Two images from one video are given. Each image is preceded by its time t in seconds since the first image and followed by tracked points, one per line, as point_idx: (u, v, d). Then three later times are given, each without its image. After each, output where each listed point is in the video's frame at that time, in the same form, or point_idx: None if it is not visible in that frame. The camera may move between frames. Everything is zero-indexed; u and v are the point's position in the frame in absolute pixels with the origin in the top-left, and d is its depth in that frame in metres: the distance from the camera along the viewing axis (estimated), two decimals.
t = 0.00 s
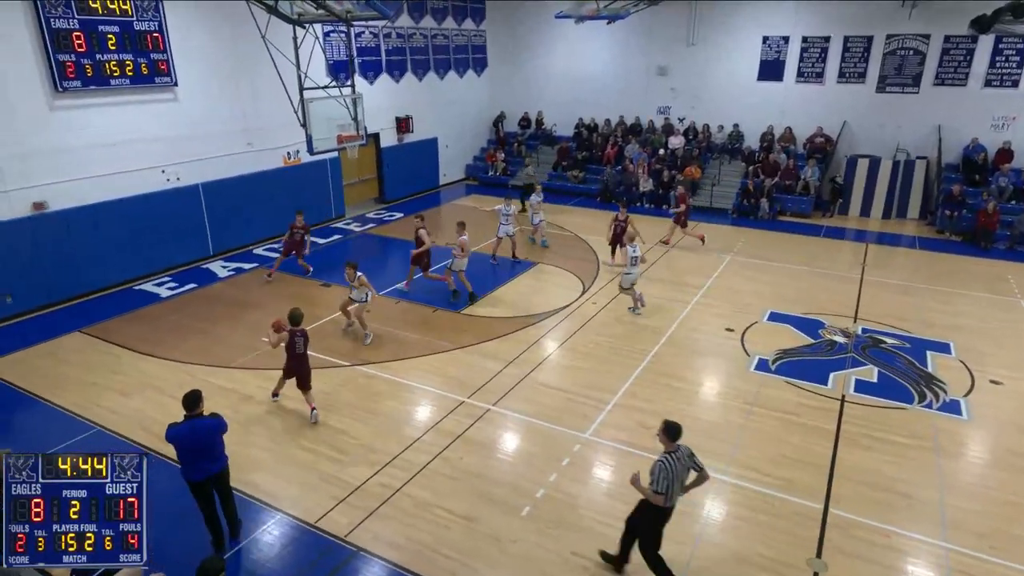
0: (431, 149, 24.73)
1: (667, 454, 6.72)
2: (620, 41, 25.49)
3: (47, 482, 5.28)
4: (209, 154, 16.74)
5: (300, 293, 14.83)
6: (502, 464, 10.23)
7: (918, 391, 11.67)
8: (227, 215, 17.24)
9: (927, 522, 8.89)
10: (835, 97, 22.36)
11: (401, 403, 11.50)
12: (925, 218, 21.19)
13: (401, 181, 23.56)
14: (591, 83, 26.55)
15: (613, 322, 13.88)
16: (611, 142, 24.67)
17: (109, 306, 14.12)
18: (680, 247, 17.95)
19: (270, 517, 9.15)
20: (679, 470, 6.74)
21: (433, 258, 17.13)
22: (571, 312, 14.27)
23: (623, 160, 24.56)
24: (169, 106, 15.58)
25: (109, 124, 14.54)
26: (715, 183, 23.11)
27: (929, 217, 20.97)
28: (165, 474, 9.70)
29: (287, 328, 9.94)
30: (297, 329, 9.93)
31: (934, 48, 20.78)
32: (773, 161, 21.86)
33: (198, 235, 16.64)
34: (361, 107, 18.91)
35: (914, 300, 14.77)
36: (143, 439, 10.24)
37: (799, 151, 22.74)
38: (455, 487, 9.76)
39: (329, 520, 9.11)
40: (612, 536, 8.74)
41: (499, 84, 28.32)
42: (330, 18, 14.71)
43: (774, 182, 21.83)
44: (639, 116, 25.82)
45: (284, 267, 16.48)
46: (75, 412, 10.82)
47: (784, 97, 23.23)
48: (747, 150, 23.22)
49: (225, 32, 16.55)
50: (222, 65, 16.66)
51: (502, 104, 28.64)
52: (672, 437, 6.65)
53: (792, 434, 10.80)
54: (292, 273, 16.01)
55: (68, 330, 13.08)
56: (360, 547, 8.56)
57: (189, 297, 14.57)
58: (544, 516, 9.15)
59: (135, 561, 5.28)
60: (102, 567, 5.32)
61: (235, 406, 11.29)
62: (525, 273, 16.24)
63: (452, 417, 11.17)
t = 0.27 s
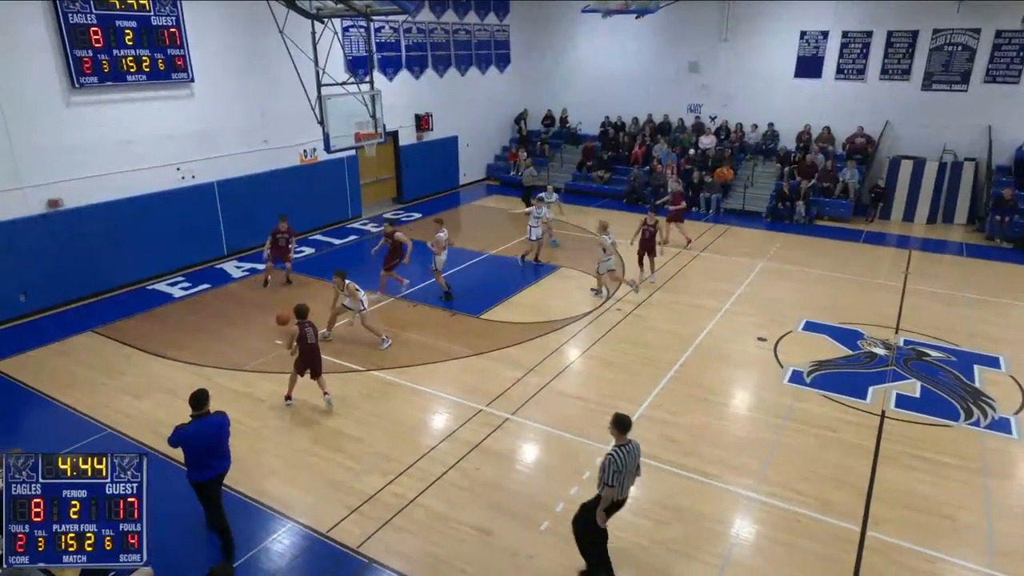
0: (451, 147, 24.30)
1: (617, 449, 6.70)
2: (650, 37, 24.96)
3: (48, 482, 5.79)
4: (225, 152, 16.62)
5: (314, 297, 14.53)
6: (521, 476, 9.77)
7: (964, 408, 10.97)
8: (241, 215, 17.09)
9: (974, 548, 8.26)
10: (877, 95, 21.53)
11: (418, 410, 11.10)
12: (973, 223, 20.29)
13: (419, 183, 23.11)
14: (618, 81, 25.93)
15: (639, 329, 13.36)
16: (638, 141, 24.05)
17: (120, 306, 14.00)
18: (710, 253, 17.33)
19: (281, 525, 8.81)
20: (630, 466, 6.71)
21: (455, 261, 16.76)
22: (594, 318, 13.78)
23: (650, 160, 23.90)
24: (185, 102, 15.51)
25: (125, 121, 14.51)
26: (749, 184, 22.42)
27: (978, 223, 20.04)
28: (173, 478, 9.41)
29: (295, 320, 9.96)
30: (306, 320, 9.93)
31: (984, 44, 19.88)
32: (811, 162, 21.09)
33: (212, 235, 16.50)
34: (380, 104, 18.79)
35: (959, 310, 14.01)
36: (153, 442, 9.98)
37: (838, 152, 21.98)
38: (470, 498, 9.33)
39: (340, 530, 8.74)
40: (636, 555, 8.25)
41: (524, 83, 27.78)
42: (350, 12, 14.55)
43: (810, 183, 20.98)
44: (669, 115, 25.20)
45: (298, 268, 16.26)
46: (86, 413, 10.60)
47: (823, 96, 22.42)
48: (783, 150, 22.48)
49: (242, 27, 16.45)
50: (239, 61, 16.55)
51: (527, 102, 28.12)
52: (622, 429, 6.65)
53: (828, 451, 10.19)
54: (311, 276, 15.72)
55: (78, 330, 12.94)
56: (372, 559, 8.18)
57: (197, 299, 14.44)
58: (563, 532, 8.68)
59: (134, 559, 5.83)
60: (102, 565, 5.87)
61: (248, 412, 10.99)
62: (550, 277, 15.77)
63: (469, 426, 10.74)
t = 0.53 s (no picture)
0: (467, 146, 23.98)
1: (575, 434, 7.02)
2: (670, 34, 24.52)
3: (48, 483, 5.85)
4: (235, 150, 16.49)
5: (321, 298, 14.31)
6: (534, 484, 9.44)
7: (999, 420, 10.48)
8: (251, 215, 16.95)
9: (1010, 568, 7.82)
10: (908, 92, 20.94)
11: (428, 416, 10.80)
12: (1009, 227, 19.65)
13: (432, 183, 22.75)
14: (637, 79, 25.48)
15: (658, 334, 12.98)
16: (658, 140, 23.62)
17: (127, 306, 13.88)
18: (731, 256, 16.88)
19: (288, 532, 8.55)
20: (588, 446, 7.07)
21: (471, 263, 16.47)
22: (611, 323, 13.43)
23: (671, 160, 23.55)
24: (195, 99, 15.42)
25: (135, 119, 14.47)
26: (773, 185, 21.93)
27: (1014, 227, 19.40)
28: (177, 481, 9.17)
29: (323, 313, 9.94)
30: (334, 314, 9.93)
31: (1020, 40, 19.26)
32: (837, 163, 20.55)
33: (221, 234, 16.36)
34: (393, 102, 18.33)
35: (994, 318, 13.49)
36: (158, 446, 9.76)
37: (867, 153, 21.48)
38: (481, 507, 9.01)
39: (347, 538, 8.45)
40: (652, 569, 7.89)
41: (541, 81, 27.40)
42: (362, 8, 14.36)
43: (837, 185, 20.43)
44: (690, 114, 24.74)
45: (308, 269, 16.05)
46: (91, 414, 10.40)
47: (851, 95, 21.87)
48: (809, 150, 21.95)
49: (253, 24, 16.35)
50: (250, 57, 16.43)
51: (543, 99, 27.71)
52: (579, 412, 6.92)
53: (854, 464, 9.76)
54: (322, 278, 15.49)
55: (83, 331, 12.81)
56: (380, 569, 7.89)
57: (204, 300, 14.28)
58: (577, 544, 8.33)
59: (134, 559, 5.90)
60: (102, 564, 5.94)
61: (255, 416, 10.75)
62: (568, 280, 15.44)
63: (481, 433, 10.41)
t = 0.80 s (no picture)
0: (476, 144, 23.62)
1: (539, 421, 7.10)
2: (687, 28, 24.08)
3: (48, 482, 5.80)
4: (240, 148, 16.27)
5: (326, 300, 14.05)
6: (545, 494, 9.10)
7: None
8: (255, 214, 16.71)
9: None
10: (936, 89, 20.41)
11: (435, 422, 10.48)
12: None
13: (440, 183, 22.38)
14: (654, 75, 25.02)
15: (673, 339, 12.61)
16: (674, 138, 23.16)
17: (128, 308, 13.67)
18: (748, 259, 16.46)
19: (291, 540, 8.25)
20: (551, 437, 7.15)
21: (480, 264, 16.16)
22: (624, 327, 13.07)
23: (688, 158, 23.14)
24: (199, 95, 15.22)
25: (139, 115, 14.29)
26: (794, 185, 21.44)
27: None
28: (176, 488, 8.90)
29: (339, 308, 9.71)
30: (350, 309, 9.68)
31: None
32: (860, 163, 20.05)
33: (225, 234, 16.13)
34: (401, 98, 18.25)
35: None
36: (157, 450, 9.49)
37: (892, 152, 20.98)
38: (489, 516, 8.68)
39: (351, 547, 8.14)
40: None
41: (553, 78, 26.97)
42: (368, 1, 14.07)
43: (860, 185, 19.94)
44: (708, 111, 24.28)
45: (313, 270, 15.80)
46: (90, 417, 10.16)
47: (875, 91, 21.36)
48: (831, 149, 21.44)
49: (259, 18, 16.13)
50: (255, 53, 16.21)
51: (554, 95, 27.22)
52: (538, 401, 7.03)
53: (877, 475, 9.36)
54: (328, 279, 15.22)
55: (83, 332, 12.60)
56: None
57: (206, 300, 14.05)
58: (588, 556, 7.97)
59: (135, 560, 5.88)
60: (103, 565, 5.90)
61: (258, 422, 10.46)
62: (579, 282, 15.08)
63: (489, 440, 10.07)
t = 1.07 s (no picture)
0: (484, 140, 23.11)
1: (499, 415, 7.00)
2: (703, 22, 23.55)
3: (48, 482, 5.58)
4: (239, 144, 15.97)
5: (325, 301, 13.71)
6: (552, 503, 8.73)
7: None
8: (255, 213, 16.43)
9: None
10: (962, 83, 19.83)
11: (439, 427, 10.11)
12: None
13: (443, 180, 21.86)
14: (668, 70, 24.49)
15: (686, 343, 12.21)
16: (688, 134, 22.59)
17: (123, 308, 13.42)
18: (763, 260, 16.03)
19: (288, 549, 7.93)
20: (511, 429, 7.07)
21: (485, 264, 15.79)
22: (635, 330, 12.68)
23: (701, 155, 22.50)
24: (197, 89, 14.95)
25: (135, 110, 14.06)
26: (813, 183, 20.87)
27: None
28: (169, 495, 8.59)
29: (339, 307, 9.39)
30: (350, 309, 9.36)
31: None
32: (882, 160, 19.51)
33: (223, 232, 15.84)
34: (403, 93, 18.13)
35: None
36: (152, 454, 9.17)
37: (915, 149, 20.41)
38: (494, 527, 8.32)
39: (352, 557, 7.82)
40: None
41: (564, 72, 26.41)
42: None
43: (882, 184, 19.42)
44: (723, 106, 23.71)
45: (314, 270, 15.47)
46: (82, 420, 9.85)
47: (897, 86, 20.79)
48: (852, 147, 20.86)
49: (258, 11, 15.81)
50: (255, 46, 15.90)
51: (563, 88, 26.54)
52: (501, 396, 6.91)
53: (899, 486, 8.96)
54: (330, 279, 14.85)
55: (76, 333, 12.35)
56: None
57: (202, 301, 13.78)
58: (597, 570, 7.61)
59: (134, 560, 5.66)
60: (102, 566, 5.66)
61: (256, 427, 10.12)
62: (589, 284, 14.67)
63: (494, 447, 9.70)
